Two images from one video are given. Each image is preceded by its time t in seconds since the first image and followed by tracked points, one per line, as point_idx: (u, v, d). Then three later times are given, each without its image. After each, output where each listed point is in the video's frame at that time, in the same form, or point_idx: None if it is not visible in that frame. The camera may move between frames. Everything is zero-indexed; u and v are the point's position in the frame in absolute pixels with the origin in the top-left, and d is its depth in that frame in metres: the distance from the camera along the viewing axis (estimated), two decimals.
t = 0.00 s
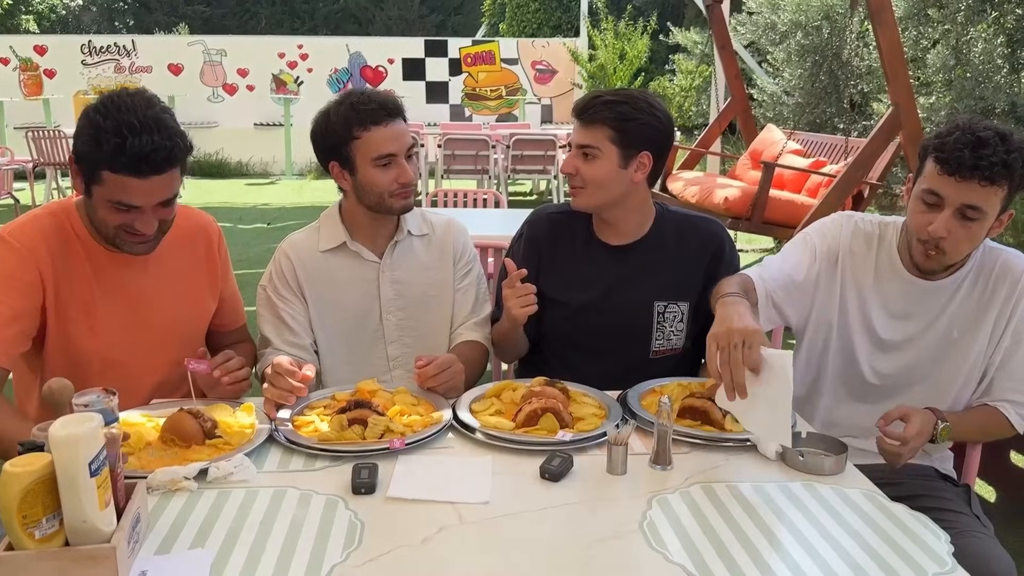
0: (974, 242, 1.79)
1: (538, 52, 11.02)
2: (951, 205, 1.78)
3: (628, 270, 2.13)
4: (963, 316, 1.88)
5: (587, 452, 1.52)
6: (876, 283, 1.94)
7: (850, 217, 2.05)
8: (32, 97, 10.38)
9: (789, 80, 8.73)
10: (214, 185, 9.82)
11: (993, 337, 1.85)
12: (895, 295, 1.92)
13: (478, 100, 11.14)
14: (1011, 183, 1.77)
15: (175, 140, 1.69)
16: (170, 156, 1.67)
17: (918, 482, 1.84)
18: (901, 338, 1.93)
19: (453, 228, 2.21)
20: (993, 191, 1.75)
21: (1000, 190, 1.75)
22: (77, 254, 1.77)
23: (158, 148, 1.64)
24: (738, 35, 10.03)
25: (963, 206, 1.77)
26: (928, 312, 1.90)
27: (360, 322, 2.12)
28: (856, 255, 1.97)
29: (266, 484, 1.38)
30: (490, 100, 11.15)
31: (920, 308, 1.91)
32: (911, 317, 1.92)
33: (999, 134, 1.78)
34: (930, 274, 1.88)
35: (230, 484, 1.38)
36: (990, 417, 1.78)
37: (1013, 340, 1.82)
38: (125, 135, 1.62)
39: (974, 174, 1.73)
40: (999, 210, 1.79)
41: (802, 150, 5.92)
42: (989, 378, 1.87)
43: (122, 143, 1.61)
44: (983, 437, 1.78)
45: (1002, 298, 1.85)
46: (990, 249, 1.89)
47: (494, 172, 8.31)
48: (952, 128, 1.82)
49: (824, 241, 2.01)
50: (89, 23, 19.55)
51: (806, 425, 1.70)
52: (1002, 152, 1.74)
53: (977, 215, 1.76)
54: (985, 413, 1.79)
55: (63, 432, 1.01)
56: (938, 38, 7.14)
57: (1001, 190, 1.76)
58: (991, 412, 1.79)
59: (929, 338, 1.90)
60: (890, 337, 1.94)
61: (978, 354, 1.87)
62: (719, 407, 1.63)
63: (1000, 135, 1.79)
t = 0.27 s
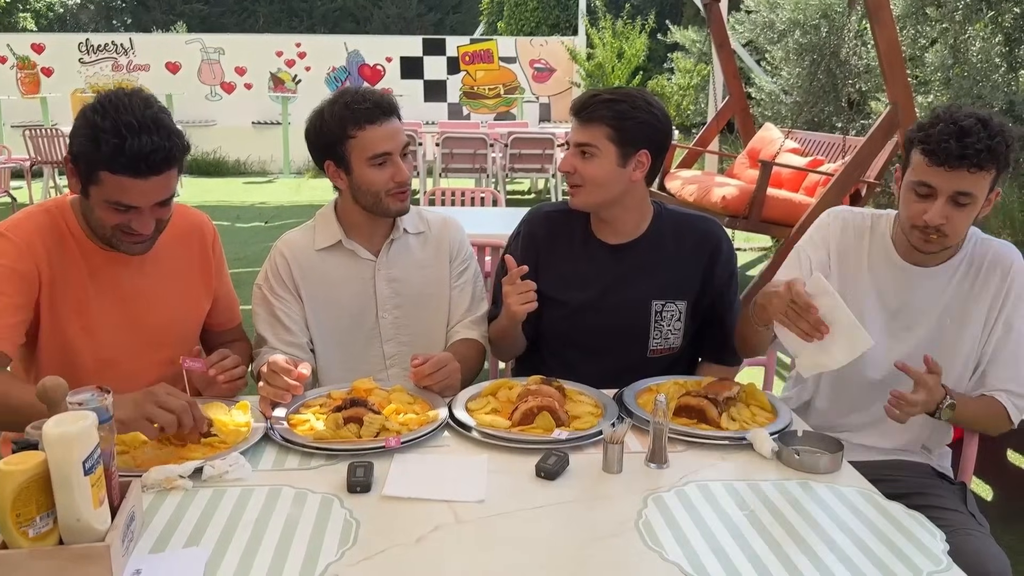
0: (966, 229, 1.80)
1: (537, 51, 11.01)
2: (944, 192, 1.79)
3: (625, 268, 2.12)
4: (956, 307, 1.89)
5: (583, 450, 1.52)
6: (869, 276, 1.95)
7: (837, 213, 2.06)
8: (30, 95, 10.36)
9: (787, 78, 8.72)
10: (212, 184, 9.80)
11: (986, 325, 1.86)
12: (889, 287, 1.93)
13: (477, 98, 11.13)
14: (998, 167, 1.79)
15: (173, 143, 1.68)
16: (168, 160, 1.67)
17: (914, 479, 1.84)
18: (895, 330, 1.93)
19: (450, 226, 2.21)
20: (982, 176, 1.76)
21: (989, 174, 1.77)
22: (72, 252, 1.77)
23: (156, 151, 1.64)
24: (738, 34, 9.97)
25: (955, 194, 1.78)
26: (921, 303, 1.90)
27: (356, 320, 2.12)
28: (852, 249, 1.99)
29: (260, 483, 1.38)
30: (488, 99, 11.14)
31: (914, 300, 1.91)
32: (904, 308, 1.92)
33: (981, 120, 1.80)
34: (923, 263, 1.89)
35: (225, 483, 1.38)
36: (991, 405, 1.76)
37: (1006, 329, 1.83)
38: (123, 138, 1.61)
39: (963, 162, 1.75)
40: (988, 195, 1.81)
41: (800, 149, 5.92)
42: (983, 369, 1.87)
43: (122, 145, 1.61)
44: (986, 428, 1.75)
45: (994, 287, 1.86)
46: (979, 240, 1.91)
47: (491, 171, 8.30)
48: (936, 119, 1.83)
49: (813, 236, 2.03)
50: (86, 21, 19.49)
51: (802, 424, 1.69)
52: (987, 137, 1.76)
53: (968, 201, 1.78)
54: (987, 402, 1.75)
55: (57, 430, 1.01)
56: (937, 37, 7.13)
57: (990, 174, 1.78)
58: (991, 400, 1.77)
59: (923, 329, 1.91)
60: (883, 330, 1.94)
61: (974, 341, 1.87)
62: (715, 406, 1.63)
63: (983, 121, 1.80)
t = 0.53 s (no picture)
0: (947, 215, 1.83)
1: (535, 50, 11.00)
2: (921, 180, 1.81)
3: (626, 267, 2.13)
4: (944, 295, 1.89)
5: (579, 447, 1.52)
6: (855, 273, 1.96)
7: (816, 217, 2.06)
8: (28, 94, 10.34)
9: (785, 77, 8.72)
10: (210, 183, 9.79)
11: (975, 312, 1.87)
12: (875, 282, 1.94)
13: (475, 97, 11.13)
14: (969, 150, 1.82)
15: (190, 141, 1.70)
16: (185, 156, 1.68)
17: (910, 476, 1.84)
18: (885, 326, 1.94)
19: (446, 224, 2.21)
20: (954, 160, 1.79)
21: (962, 157, 1.80)
22: (76, 248, 1.77)
23: (175, 147, 1.65)
24: (735, 33, 10.01)
25: (930, 181, 1.81)
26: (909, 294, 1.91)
27: (353, 317, 2.12)
28: (840, 247, 1.98)
29: (257, 479, 1.38)
30: (487, 98, 11.15)
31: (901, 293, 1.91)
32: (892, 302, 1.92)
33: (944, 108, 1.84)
34: (906, 255, 1.90)
35: (222, 480, 1.38)
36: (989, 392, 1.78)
37: (994, 314, 1.85)
38: (142, 133, 1.62)
39: (934, 149, 1.78)
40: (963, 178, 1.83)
41: (798, 148, 5.93)
42: (975, 358, 1.88)
43: (142, 141, 1.61)
44: (982, 416, 1.78)
45: (979, 273, 1.87)
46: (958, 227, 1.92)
47: (490, 169, 8.30)
48: (901, 112, 1.87)
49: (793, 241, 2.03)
50: (84, 20, 19.42)
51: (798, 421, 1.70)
52: (953, 122, 1.79)
53: (945, 186, 1.81)
54: (984, 388, 1.78)
55: (53, 427, 1.01)
56: (934, 36, 7.13)
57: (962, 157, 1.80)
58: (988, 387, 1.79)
59: (913, 322, 1.91)
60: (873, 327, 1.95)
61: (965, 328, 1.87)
62: (712, 403, 1.64)
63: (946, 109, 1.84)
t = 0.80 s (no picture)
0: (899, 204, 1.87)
1: (532, 48, 10.98)
2: (865, 177, 1.86)
3: (638, 264, 2.12)
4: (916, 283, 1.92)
5: (575, 444, 1.53)
6: (825, 275, 1.98)
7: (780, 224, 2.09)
8: (24, 92, 10.32)
9: (782, 76, 8.74)
10: (207, 181, 9.78)
11: (948, 295, 1.89)
12: (846, 281, 1.96)
13: (473, 95, 11.14)
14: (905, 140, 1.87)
15: (199, 126, 1.73)
16: (192, 140, 1.71)
17: (905, 473, 1.85)
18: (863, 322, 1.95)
19: (444, 222, 2.22)
20: (890, 152, 1.84)
21: (899, 149, 1.85)
22: (76, 246, 1.77)
23: (184, 130, 1.68)
24: (731, 31, 10.04)
25: (874, 177, 1.85)
26: (880, 287, 1.93)
27: (349, 315, 2.12)
28: (807, 250, 2.00)
29: (253, 476, 1.38)
30: (484, 96, 11.15)
31: (873, 288, 1.94)
32: (865, 298, 1.95)
33: (873, 104, 1.89)
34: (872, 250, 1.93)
35: (218, 477, 1.38)
36: (983, 371, 1.78)
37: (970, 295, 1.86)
38: (154, 116, 1.65)
39: (870, 146, 1.83)
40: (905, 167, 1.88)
41: (795, 146, 5.94)
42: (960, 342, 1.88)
43: (153, 123, 1.64)
44: (981, 397, 1.78)
45: (947, 257, 1.89)
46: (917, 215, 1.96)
47: (487, 168, 8.30)
48: (831, 117, 1.93)
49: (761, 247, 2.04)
50: (81, 17, 19.34)
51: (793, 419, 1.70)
52: (883, 119, 1.85)
53: (889, 177, 1.85)
54: (982, 369, 1.78)
55: (50, 424, 1.02)
56: (931, 34, 7.15)
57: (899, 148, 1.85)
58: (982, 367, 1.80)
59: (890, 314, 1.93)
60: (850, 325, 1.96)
61: (938, 313, 1.89)
62: (707, 400, 1.65)
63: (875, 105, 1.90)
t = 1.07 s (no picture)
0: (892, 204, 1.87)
1: (531, 47, 10.97)
2: (857, 180, 1.86)
3: (630, 260, 2.12)
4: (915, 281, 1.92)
5: (573, 444, 1.53)
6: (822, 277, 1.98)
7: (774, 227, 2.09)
8: (23, 92, 10.30)
9: (782, 75, 8.74)
10: (206, 180, 9.77)
11: (946, 292, 1.89)
12: (845, 282, 1.96)
13: (472, 95, 11.13)
14: (895, 141, 1.87)
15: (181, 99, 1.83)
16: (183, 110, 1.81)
17: (904, 472, 1.85)
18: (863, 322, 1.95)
19: (442, 221, 2.22)
20: (880, 154, 1.84)
21: (889, 150, 1.85)
22: (65, 248, 1.77)
23: (175, 102, 1.79)
24: (731, 31, 10.05)
25: (866, 179, 1.85)
26: (879, 287, 1.94)
27: (347, 314, 2.12)
28: (804, 251, 2.00)
29: (252, 476, 1.38)
30: (483, 96, 11.15)
31: (872, 289, 1.94)
32: (864, 298, 1.95)
33: (859, 108, 1.90)
34: (869, 251, 1.93)
35: (216, 477, 1.38)
36: (990, 367, 1.78)
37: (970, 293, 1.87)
38: (145, 98, 1.72)
39: (861, 149, 1.83)
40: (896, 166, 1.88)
41: (794, 146, 5.95)
42: (962, 338, 1.89)
43: (149, 104, 1.72)
44: (990, 392, 1.77)
45: (944, 254, 1.90)
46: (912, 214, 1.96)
47: (487, 167, 8.29)
48: (820, 122, 1.93)
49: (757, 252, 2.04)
50: (81, 17, 19.29)
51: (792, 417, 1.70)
52: (872, 121, 1.85)
53: (881, 179, 1.85)
54: (987, 363, 1.78)
55: (47, 423, 1.01)
56: (930, 34, 7.14)
57: (890, 149, 1.85)
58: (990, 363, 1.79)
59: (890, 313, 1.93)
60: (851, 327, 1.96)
61: (937, 311, 1.90)
62: (706, 400, 1.65)
63: (861, 108, 1.90)
